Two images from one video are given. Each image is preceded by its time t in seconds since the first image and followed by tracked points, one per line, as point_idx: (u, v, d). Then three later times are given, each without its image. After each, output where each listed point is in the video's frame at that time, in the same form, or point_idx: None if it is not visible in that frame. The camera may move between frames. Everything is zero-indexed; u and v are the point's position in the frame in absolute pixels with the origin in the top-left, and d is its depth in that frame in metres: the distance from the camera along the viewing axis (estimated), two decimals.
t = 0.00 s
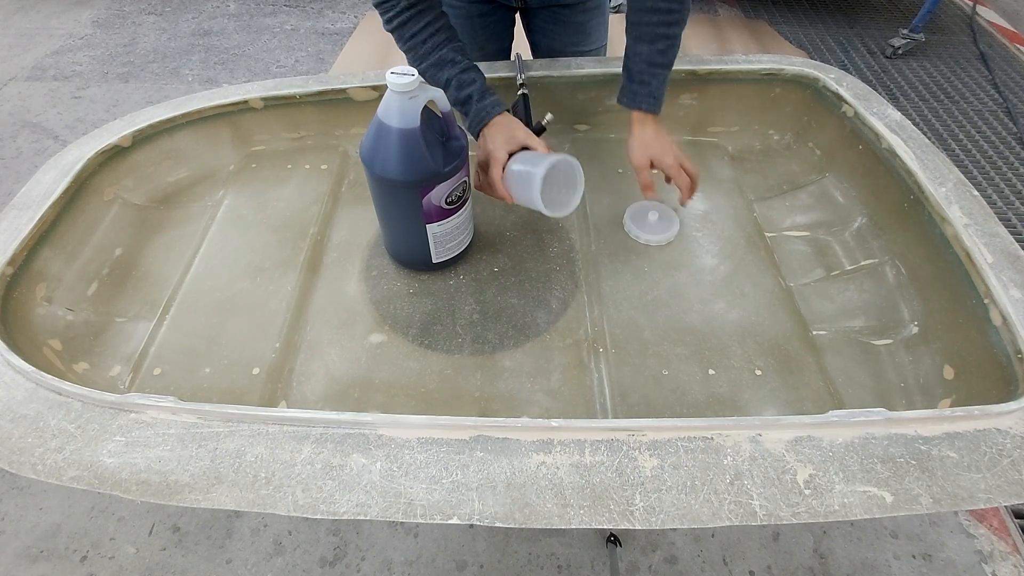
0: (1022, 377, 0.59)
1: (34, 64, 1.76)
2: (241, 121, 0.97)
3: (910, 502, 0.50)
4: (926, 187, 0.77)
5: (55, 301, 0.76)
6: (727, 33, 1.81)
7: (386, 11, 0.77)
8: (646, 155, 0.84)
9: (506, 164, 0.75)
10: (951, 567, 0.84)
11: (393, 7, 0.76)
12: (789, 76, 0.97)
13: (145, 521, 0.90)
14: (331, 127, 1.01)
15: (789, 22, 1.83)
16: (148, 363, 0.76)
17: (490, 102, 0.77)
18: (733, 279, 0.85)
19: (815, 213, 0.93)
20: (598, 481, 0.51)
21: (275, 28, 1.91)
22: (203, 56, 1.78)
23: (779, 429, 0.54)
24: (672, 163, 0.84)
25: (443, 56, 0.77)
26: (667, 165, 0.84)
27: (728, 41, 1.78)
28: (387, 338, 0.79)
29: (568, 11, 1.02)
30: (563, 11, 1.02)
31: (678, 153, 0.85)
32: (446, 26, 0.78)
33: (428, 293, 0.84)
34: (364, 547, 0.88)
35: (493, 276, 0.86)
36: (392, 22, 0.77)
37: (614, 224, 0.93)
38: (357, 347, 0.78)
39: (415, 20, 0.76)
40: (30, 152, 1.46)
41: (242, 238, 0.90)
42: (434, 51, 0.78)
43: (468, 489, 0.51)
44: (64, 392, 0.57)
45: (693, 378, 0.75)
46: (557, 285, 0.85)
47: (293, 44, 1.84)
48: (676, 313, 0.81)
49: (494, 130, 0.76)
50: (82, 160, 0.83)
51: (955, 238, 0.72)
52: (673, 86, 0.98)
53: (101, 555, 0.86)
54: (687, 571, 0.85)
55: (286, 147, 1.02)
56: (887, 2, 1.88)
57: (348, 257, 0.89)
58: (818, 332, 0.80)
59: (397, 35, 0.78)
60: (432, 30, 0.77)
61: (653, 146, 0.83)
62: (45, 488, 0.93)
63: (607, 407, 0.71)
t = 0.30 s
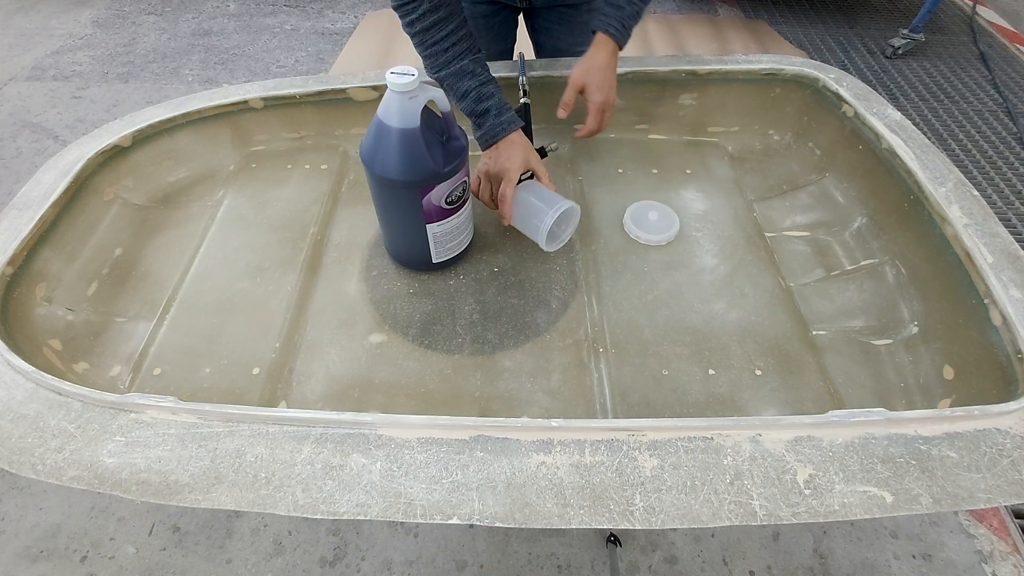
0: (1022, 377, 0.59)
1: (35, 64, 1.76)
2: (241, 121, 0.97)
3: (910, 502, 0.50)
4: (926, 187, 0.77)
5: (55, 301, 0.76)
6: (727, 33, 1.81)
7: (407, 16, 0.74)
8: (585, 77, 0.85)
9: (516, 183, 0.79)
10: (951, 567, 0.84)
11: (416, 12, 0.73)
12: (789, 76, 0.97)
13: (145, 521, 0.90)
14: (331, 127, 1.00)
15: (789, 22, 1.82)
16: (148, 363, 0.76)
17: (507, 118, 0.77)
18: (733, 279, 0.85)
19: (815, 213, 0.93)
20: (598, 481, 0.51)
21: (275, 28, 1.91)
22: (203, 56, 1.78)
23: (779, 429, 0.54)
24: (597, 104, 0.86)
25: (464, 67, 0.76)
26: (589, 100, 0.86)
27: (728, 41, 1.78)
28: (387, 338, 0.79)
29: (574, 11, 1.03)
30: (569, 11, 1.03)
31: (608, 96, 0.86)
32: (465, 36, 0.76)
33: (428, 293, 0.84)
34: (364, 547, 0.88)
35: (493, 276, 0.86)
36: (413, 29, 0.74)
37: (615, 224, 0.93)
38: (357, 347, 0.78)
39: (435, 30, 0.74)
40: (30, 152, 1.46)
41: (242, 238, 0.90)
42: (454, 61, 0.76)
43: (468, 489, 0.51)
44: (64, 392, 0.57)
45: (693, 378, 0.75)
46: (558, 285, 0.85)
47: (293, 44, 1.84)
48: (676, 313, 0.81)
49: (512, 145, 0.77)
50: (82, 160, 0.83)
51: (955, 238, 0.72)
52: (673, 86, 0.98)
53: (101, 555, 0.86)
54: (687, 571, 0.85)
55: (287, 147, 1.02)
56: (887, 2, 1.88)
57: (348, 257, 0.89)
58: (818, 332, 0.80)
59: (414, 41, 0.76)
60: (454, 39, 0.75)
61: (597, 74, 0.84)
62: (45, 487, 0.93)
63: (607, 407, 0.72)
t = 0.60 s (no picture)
0: (1022, 377, 0.59)
1: (35, 64, 1.76)
2: (241, 121, 0.97)
3: (910, 502, 0.50)
4: (926, 186, 0.77)
5: (55, 301, 0.75)
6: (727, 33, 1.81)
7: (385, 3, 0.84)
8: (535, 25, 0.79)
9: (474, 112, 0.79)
10: (951, 567, 0.84)
11: None
12: (789, 76, 0.96)
13: (145, 521, 0.90)
14: (331, 127, 1.00)
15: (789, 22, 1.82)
16: (148, 363, 0.76)
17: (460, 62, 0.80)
18: (733, 279, 0.85)
19: (815, 213, 0.93)
20: (598, 481, 0.51)
21: (275, 28, 1.91)
22: (203, 56, 1.78)
23: (779, 429, 0.54)
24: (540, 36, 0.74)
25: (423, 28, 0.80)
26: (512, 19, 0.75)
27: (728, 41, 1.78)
28: (387, 338, 0.79)
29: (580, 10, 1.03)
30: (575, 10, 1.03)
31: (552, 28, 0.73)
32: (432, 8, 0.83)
33: (428, 293, 0.84)
34: (364, 547, 0.88)
35: (494, 276, 0.86)
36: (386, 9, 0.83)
37: (615, 223, 0.93)
38: (357, 347, 0.78)
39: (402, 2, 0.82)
40: (30, 152, 1.46)
41: (242, 238, 0.91)
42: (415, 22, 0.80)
43: (468, 489, 0.51)
44: (64, 392, 0.57)
45: (693, 378, 0.75)
46: (558, 285, 0.85)
47: (293, 44, 1.84)
48: (676, 312, 0.81)
49: (475, 75, 0.81)
50: (82, 160, 0.83)
51: (955, 238, 0.72)
52: (673, 86, 0.97)
53: (101, 555, 0.86)
54: (687, 571, 0.85)
55: (287, 147, 1.02)
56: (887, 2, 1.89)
57: (348, 257, 0.89)
58: (818, 332, 0.80)
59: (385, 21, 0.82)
60: None
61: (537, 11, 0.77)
62: (45, 487, 0.93)
63: (607, 407, 0.72)
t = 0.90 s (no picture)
0: (1022, 377, 0.59)
1: (35, 64, 1.76)
2: (241, 121, 0.97)
3: (910, 502, 0.50)
4: (926, 186, 0.77)
5: (55, 301, 0.75)
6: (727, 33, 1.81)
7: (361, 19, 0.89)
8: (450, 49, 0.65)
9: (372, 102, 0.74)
10: (951, 567, 0.84)
11: None
12: (789, 76, 0.96)
13: (145, 521, 0.90)
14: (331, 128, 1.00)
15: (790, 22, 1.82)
16: (148, 363, 0.76)
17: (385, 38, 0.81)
18: (733, 279, 0.85)
19: (815, 213, 0.93)
20: (598, 481, 0.51)
21: (275, 28, 1.91)
22: (203, 56, 1.78)
23: (779, 429, 0.54)
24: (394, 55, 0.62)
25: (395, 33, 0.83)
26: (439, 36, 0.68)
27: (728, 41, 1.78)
28: (387, 338, 0.79)
29: (584, 11, 1.02)
30: (579, 11, 1.02)
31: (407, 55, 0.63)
32: (404, 12, 0.86)
33: (428, 293, 0.84)
34: (364, 547, 0.88)
35: (493, 276, 0.86)
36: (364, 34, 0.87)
37: (615, 224, 0.93)
38: (358, 347, 0.78)
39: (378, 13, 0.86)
40: (30, 152, 1.46)
41: (242, 238, 0.90)
42: (383, 30, 0.82)
43: (468, 489, 0.51)
44: (64, 392, 0.57)
45: (693, 378, 0.75)
46: (558, 285, 0.85)
47: (293, 44, 1.84)
48: (676, 312, 0.81)
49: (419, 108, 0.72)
50: (82, 160, 0.83)
51: (955, 238, 0.72)
52: (673, 86, 0.97)
53: (101, 555, 0.86)
54: (687, 571, 0.85)
55: (287, 147, 1.02)
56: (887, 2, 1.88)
57: (348, 257, 0.89)
58: (818, 332, 0.80)
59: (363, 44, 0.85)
60: None
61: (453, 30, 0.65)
62: (45, 487, 0.93)
63: (607, 407, 0.72)
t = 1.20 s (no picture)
0: (1022, 377, 0.59)
1: (35, 65, 1.76)
2: (241, 121, 0.97)
3: (910, 502, 0.50)
4: (926, 186, 0.77)
5: (55, 301, 0.75)
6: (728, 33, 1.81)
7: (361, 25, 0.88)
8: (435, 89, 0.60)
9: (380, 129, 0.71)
10: (950, 567, 0.84)
11: None
12: (789, 76, 0.96)
13: (145, 521, 0.90)
14: (331, 128, 1.00)
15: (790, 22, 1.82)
16: (148, 363, 0.76)
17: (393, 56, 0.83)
18: (733, 279, 0.85)
19: (815, 213, 0.93)
20: (598, 481, 0.51)
21: (275, 28, 1.91)
22: (203, 56, 1.78)
23: (778, 429, 0.54)
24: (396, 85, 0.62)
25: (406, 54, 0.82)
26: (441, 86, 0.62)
27: (728, 41, 1.78)
28: (387, 338, 0.79)
29: (584, 12, 1.02)
30: (580, 11, 1.02)
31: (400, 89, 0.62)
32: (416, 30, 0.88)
33: (428, 293, 0.84)
34: (364, 547, 0.88)
35: (493, 276, 0.86)
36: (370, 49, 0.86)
37: (614, 223, 0.93)
38: (358, 347, 0.78)
39: (379, 30, 0.84)
40: (29, 152, 1.46)
41: (242, 239, 0.90)
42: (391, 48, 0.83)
43: (468, 489, 0.51)
44: (64, 392, 0.57)
45: (693, 378, 0.74)
46: (558, 285, 0.85)
47: (293, 44, 1.84)
48: (676, 313, 0.81)
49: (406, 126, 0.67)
50: (82, 160, 0.83)
51: (955, 238, 0.72)
52: (673, 86, 0.97)
53: (101, 555, 0.86)
54: (687, 571, 0.85)
55: (287, 148, 1.02)
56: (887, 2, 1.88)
57: (348, 257, 0.89)
58: (817, 332, 0.80)
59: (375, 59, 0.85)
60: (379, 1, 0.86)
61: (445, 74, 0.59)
62: (45, 487, 0.93)
63: (607, 407, 0.72)
